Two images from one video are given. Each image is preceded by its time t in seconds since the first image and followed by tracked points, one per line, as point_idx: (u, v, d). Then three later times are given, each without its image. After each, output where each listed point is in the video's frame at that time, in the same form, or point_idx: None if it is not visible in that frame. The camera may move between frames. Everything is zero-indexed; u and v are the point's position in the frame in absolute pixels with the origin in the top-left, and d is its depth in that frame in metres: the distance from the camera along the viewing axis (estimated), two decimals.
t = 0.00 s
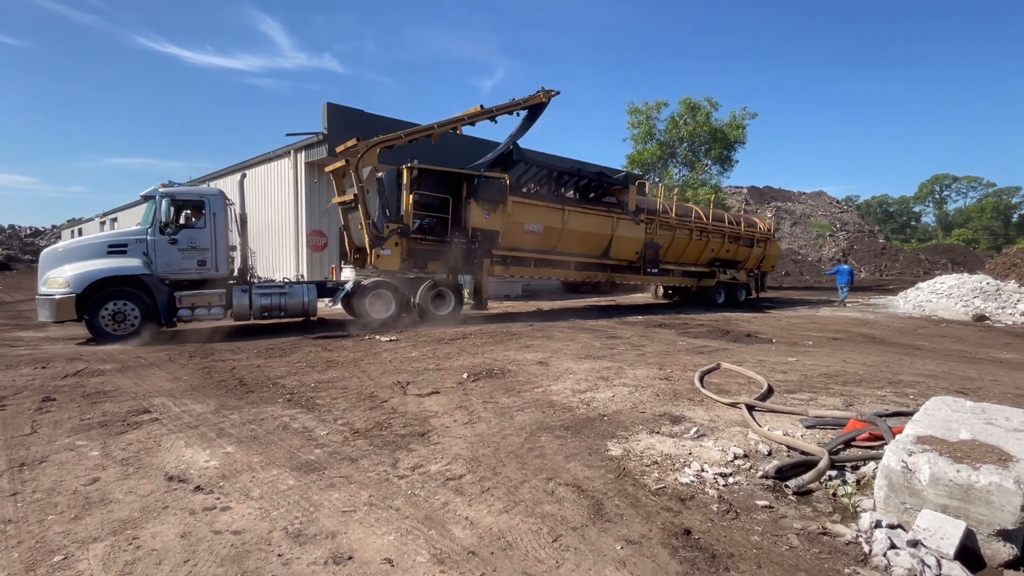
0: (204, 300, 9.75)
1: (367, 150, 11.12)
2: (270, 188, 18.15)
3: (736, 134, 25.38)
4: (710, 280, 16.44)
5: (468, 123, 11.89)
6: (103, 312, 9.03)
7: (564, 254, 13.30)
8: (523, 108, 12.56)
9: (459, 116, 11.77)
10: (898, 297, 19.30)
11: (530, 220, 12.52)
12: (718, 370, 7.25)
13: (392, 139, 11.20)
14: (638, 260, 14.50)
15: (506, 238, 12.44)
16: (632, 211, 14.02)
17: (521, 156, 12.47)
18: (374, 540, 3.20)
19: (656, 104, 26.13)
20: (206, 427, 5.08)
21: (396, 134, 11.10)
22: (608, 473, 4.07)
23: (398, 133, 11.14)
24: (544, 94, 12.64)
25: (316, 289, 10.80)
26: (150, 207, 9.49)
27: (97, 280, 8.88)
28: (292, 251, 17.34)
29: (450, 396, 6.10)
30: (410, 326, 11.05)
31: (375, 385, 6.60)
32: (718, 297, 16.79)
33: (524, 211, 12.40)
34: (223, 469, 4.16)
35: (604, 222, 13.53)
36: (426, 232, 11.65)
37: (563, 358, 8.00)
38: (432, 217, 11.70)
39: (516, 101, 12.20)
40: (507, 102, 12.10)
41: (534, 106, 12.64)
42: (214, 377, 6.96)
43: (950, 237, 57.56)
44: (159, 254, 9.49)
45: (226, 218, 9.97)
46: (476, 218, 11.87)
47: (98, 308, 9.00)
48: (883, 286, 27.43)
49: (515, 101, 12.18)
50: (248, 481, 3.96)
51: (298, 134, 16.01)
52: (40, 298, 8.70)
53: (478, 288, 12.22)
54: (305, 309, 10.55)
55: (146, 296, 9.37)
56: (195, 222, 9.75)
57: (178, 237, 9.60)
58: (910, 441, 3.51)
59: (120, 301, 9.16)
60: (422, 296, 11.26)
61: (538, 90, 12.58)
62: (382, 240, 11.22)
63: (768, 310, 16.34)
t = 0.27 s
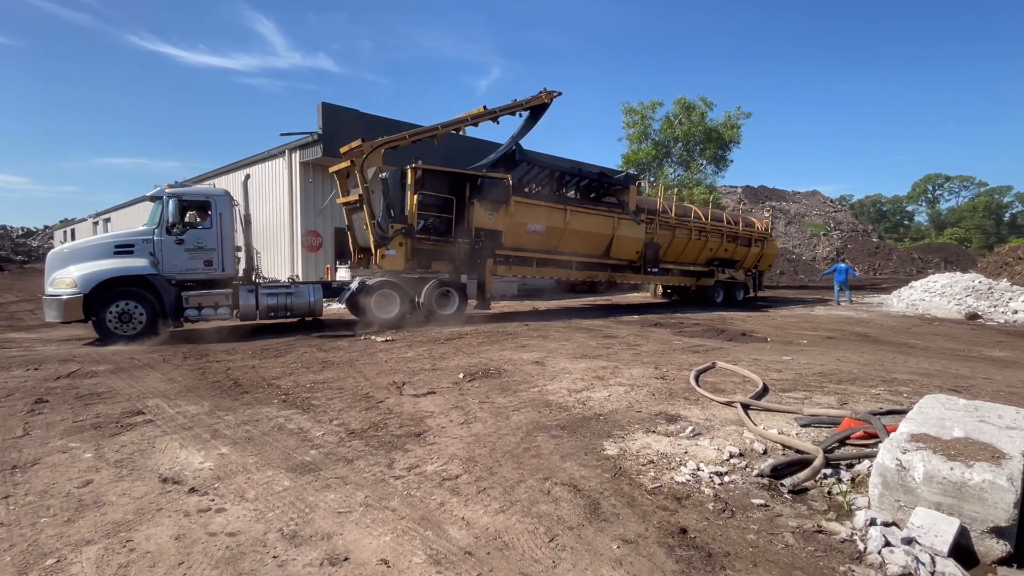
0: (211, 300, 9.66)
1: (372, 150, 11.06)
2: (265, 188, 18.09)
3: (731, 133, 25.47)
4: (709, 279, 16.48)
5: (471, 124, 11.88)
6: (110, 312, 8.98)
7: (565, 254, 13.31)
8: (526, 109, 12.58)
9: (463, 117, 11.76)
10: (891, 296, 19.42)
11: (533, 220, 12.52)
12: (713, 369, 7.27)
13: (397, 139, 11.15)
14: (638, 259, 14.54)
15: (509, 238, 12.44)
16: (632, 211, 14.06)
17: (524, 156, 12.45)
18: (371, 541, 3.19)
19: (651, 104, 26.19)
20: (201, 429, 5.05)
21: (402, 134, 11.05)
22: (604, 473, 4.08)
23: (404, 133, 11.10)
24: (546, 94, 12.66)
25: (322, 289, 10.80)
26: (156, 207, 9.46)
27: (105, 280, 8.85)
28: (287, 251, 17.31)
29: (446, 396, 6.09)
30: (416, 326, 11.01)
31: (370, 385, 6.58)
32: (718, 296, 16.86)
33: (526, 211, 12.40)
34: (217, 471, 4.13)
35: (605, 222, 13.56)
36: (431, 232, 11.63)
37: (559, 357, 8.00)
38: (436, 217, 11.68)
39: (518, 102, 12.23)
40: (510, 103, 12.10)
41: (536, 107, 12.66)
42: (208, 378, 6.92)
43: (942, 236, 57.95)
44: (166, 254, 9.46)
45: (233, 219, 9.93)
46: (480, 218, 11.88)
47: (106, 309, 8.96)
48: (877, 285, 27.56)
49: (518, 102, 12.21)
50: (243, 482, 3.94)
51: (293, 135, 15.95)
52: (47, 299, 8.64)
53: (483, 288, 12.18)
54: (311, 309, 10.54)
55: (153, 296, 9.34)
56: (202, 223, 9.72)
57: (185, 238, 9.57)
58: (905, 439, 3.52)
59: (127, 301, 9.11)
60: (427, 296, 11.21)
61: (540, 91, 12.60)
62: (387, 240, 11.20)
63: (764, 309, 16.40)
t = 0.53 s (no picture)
0: (217, 300, 9.65)
1: (377, 151, 11.11)
2: (260, 188, 18.02)
3: (726, 133, 25.55)
4: (708, 278, 16.53)
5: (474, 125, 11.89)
6: (117, 312, 8.92)
7: (567, 253, 13.31)
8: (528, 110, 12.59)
9: (466, 119, 11.78)
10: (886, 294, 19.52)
11: (535, 220, 12.52)
12: (709, 368, 7.29)
13: (401, 140, 11.16)
14: (638, 258, 14.58)
15: (512, 238, 12.44)
16: (633, 210, 14.14)
17: (525, 156, 12.66)
18: (367, 541, 3.18)
19: (646, 103, 26.24)
20: (196, 430, 5.03)
21: (406, 135, 11.06)
22: (601, 472, 4.08)
23: (408, 134, 11.11)
24: (547, 95, 12.66)
25: (328, 289, 10.78)
26: (164, 207, 9.42)
27: (114, 280, 8.82)
28: (282, 251, 17.28)
29: (443, 396, 6.08)
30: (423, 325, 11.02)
31: (366, 385, 6.57)
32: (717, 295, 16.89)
33: (529, 211, 12.40)
34: (213, 472, 4.11)
35: (606, 222, 13.58)
36: (435, 232, 11.63)
37: (556, 357, 8.01)
38: (441, 217, 11.66)
39: (520, 104, 12.26)
40: (512, 104, 12.12)
41: (538, 107, 12.67)
42: (204, 379, 6.89)
43: (936, 235, 58.28)
44: (173, 254, 9.43)
45: (240, 219, 9.91)
46: (483, 218, 11.90)
47: (113, 310, 8.90)
48: (871, 284, 27.67)
49: (519, 104, 12.23)
50: (239, 483, 3.93)
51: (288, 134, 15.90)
52: (55, 299, 8.59)
53: (484, 287, 12.26)
54: (317, 309, 10.54)
55: (160, 295, 9.29)
56: (209, 223, 9.69)
57: (192, 238, 9.54)
58: (899, 437, 3.54)
59: (134, 301, 9.05)
60: (432, 295, 11.23)
61: (542, 92, 12.61)
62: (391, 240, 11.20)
63: (761, 308, 16.45)
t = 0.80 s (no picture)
0: (225, 300, 9.66)
1: (381, 152, 11.11)
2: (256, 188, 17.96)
3: (722, 132, 25.59)
4: (707, 277, 16.57)
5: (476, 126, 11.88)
6: (124, 313, 8.89)
7: (569, 253, 13.34)
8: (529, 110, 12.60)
9: (469, 119, 11.76)
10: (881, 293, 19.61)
11: (537, 220, 12.54)
12: (705, 367, 7.31)
13: (405, 141, 11.14)
14: (639, 258, 14.62)
15: (515, 238, 12.45)
16: (633, 210, 14.24)
17: (529, 157, 12.60)
18: (364, 542, 3.18)
19: (642, 103, 26.28)
20: (192, 431, 5.00)
21: (410, 136, 11.02)
22: (598, 471, 4.09)
23: (412, 135, 11.08)
24: (549, 95, 12.67)
25: (334, 289, 10.77)
26: (171, 208, 9.36)
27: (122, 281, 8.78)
28: (278, 251, 17.22)
29: (440, 396, 6.08)
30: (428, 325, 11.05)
31: (363, 386, 6.55)
32: (716, 294, 16.93)
33: (531, 211, 12.43)
34: (209, 474, 4.10)
35: (607, 222, 13.63)
36: (439, 232, 11.61)
37: (552, 357, 8.01)
38: (445, 217, 11.63)
39: (522, 105, 12.26)
40: (514, 105, 12.12)
41: (539, 108, 12.67)
42: (199, 380, 6.86)
43: (930, 234, 58.56)
44: (181, 254, 9.39)
45: (246, 219, 9.88)
46: (486, 219, 11.89)
47: (120, 311, 8.87)
48: (866, 283, 27.77)
49: (521, 105, 12.23)
50: (235, 484, 3.91)
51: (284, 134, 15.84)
52: (63, 301, 8.53)
53: (487, 286, 12.30)
54: (324, 309, 10.55)
55: (166, 296, 9.26)
56: (216, 224, 9.65)
57: (198, 239, 9.50)
58: (894, 435, 3.56)
59: (141, 302, 9.01)
60: (437, 295, 11.28)
61: (543, 92, 12.61)
62: (396, 240, 11.17)
63: (758, 307, 16.50)
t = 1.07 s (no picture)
0: (231, 300, 9.61)
1: (386, 152, 11.07)
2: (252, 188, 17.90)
3: (718, 132, 25.63)
4: (705, 276, 16.62)
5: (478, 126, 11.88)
6: (131, 314, 8.85)
7: (570, 253, 13.36)
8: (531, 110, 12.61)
9: (472, 120, 11.76)
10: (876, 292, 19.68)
11: (540, 219, 12.55)
12: (701, 366, 7.32)
13: (409, 141, 11.12)
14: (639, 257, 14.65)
15: (517, 238, 12.47)
16: (634, 210, 14.30)
17: (532, 157, 12.53)
18: (361, 542, 3.18)
19: (638, 102, 26.31)
20: (187, 432, 4.98)
21: (415, 136, 11.00)
22: (595, 470, 4.09)
23: (416, 134, 11.05)
24: (551, 96, 12.69)
25: (339, 289, 10.79)
26: (177, 208, 9.33)
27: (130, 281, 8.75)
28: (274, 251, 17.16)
29: (436, 395, 6.07)
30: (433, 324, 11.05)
31: (359, 386, 6.54)
32: (714, 293, 16.97)
33: (534, 211, 12.44)
34: (205, 474, 4.08)
35: (608, 221, 13.66)
36: (443, 232, 11.57)
37: (549, 356, 8.01)
38: (448, 217, 11.61)
39: (524, 106, 12.26)
40: (516, 105, 12.12)
41: (541, 108, 12.69)
42: (195, 381, 6.84)
43: (924, 233, 58.84)
44: (187, 255, 9.35)
45: (253, 220, 9.85)
46: (489, 219, 11.89)
47: (127, 311, 8.82)
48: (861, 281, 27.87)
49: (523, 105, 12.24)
50: (231, 485, 3.90)
51: (279, 134, 15.78)
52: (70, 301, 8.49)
53: (492, 286, 12.30)
54: (330, 308, 10.57)
55: (172, 296, 9.23)
56: (223, 224, 9.62)
57: (205, 239, 9.46)
58: (889, 432, 3.58)
59: (147, 302, 8.98)
60: (442, 294, 11.28)
61: (545, 93, 12.62)
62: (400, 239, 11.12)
63: (756, 305, 16.54)
